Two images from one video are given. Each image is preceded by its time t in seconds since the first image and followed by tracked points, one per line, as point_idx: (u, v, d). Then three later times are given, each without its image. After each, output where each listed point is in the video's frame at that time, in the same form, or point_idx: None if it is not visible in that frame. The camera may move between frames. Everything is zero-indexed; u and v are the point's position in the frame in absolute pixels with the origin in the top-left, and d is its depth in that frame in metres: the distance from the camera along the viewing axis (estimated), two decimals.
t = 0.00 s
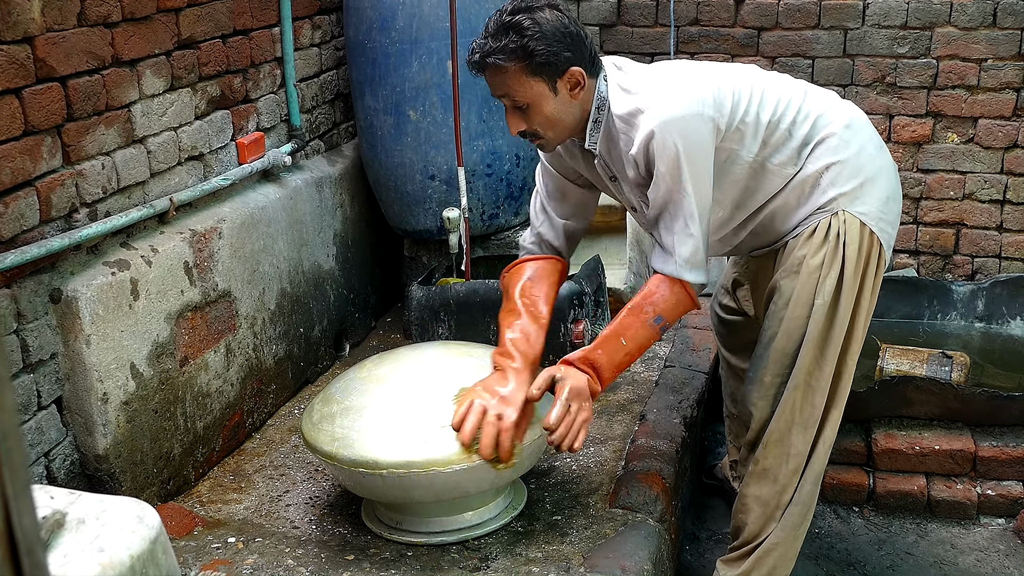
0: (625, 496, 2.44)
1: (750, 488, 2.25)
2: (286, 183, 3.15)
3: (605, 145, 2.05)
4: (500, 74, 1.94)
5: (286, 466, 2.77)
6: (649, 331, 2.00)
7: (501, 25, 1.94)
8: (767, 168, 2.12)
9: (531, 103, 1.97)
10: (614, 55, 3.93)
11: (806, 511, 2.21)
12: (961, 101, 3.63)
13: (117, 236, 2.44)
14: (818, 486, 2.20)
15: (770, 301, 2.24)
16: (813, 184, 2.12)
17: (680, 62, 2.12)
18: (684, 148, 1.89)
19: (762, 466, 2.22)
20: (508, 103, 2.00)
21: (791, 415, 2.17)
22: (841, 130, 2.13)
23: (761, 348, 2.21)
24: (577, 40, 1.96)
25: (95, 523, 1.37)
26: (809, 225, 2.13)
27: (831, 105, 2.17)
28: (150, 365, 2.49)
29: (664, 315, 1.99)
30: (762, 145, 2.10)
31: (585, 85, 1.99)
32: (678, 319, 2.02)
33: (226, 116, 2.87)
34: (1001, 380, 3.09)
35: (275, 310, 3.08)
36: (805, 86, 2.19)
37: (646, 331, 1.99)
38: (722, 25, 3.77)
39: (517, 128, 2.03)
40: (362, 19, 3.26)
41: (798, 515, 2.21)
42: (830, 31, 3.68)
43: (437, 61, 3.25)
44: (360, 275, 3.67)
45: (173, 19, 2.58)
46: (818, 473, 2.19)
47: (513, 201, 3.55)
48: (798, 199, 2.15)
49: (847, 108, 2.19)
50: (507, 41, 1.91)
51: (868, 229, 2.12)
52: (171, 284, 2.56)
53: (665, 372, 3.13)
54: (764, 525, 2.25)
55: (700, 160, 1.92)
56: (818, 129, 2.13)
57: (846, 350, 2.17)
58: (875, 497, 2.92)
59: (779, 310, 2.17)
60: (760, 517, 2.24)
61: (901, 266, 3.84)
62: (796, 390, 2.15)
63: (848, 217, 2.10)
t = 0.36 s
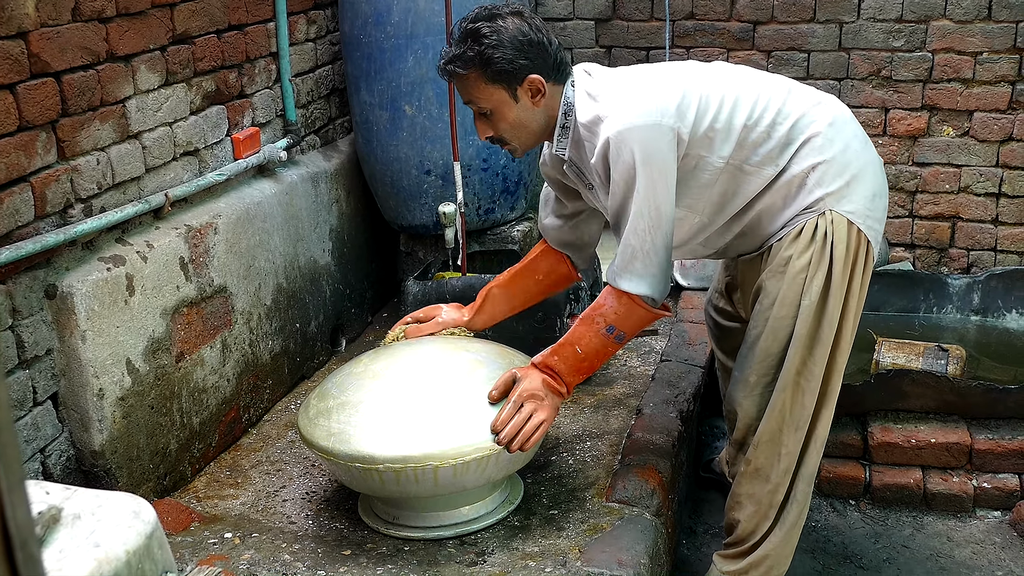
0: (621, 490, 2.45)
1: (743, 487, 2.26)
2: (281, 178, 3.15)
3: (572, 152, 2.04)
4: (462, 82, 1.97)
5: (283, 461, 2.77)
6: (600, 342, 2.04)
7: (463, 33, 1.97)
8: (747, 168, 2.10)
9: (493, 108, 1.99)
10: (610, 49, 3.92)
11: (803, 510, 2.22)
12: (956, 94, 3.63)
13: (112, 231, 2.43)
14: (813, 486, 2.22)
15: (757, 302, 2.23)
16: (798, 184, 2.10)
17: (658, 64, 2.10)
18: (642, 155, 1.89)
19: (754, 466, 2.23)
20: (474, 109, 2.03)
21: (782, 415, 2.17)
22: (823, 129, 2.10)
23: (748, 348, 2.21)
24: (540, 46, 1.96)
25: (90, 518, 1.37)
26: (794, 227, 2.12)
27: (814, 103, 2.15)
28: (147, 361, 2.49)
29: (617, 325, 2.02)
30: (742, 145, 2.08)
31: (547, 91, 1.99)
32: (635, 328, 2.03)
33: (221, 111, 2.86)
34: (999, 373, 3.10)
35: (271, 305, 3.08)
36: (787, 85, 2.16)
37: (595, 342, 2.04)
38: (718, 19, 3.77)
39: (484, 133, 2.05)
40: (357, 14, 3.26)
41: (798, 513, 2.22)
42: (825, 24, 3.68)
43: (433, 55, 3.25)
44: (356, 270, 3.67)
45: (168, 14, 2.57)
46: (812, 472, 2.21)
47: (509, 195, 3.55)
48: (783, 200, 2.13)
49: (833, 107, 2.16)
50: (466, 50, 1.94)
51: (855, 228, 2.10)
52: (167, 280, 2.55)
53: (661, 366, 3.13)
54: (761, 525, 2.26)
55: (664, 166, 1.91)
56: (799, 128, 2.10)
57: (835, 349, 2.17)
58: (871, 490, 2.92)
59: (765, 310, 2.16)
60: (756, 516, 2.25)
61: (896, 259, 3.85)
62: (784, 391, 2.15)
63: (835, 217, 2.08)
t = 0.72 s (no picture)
0: (618, 488, 2.45)
1: (727, 492, 2.27)
2: (278, 175, 3.15)
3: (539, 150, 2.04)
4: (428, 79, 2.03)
5: (280, 459, 2.77)
6: (593, 337, 2.05)
7: (429, 30, 2.01)
8: (714, 170, 2.10)
9: (454, 105, 2.03)
10: (606, 46, 3.92)
11: (789, 518, 2.22)
12: (952, 90, 3.63)
13: (109, 229, 2.43)
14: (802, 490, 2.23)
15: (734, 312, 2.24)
16: (767, 189, 2.10)
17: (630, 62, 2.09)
18: (611, 154, 1.89)
19: (735, 472, 2.24)
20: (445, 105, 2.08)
21: (760, 424, 2.18)
22: (793, 133, 2.09)
23: (725, 359, 2.22)
24: (498, 46, 1.97)
25: (88, 516, 1.37)
26: (768, 234, 2.11)
27: (784, 107, 2.13)
28: (144, 358, 2.49)
29: (607, 321, 2.03)
30: (707, 144, 2.09)
31: (507, 89, 2.00)
32: (628, 321, 2.05)
33: (218, 108, 2.86)
34: (996, 370, 3.09)
35: (268, 303, 3.07)
36: (758, 87, 2.15)
37: (588, 337, 2.05)
38: (714, 16, 3.78)
39: (455, 129, 2.10)
40: (353, 11, 3.26)
41: (785, 520, 2.22)
42: (822, 21, 3.68)
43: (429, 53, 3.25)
44: (353, 268, 3.67)
45: (165, 11, 2.57)
46: (799, 479, 2.21)
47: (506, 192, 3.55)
48: (754, 204, 2.13)
49: (807, 113, 2.15)
50: (427, 50, 1.99)
51: (829, 236, 2.08)
52: (164, 277, 2.55)
53: (658, 363, 3.14)
54: (749, 528, 2.27)
55: (636, 163, 1.91)
56: (769, 131, 2.10)
57: (813, 361, 2.17)
58: (868, 487, 2.93)
59: (740, 322, 2.16)
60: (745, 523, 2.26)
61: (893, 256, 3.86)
62: (760, 400, 2.16)
63: (806, 225, 2.06)
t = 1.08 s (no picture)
0: (617, 486, 2.45)
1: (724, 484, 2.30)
2: (277, 173, 3.15)
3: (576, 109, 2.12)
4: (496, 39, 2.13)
5: (279, 457, 2.77)
6: (586, 308, 2.04)
7: None
8: (720, 153, 2.13)
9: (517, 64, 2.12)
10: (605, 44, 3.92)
11: (788, 517, 2.21)
12: (951, 89, 3.64)
13: (108, 226, 2.43)
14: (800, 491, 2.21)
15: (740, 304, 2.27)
16: (767, 178, 2.11)
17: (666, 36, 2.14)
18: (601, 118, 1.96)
19: (733, 464, 2.27)
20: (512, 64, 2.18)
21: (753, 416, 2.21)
22: (798, 129, 2.06)
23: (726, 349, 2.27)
24: (552, 10, 2.03)
25: (88, 514, 1.37)
26: (765, 222, 2.13)
27: (809, 102, 2.10)
28: (143, 356, 2.49)
29: (600, 290, 2.03)
30: (714, 128, 2.11)
31: (557, 52, 2.07)
32: (621, 292, 2.04)
33: (217, 106, 2.86)
34: (993, 368, 3.10)
35: (267, 301, 3.07)
36: (785, 78, 2.12)
37: (581, 308, 2.04)
38: (713, 14, 3.78)
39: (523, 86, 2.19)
40: (353, 9, 3.26)
41: (783, 519, 2.21)
42: (821, 20, 3.68)
43: (428, 51, 3.24)
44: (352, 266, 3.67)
45: (164, 8, 2.57)
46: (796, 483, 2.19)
47: (505, 190, 3.55)
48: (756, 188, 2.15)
49: (823, 108, 2.10)
50: (494, 12, 2.09)
51: (821, 237, 2.07)
52: (163, 275, 2.55)
53: (658, 361, 3.14)
54: (745, 523, 2.28)
55: (624, 132, 1.95)
56: (777, 122, 2.08)
57: (807, 362, 2.15)
58: (866, 485, 2.94)
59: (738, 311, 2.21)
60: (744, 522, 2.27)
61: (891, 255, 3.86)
62: (754, 393, 2.18)
63: (798, 220, 2.06)
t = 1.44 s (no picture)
0: (616, 483, 2.45)
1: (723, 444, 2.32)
2: (275, 172, 3.15)
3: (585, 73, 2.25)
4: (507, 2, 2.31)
5: (279, 456, 2.77)
6: (545, 243, 2.14)
7: None
8: (709, 109, 2.24)
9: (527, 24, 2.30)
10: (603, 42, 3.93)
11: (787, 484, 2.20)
12: (948, 86, 3.64)
13: (107, 226, 2.43)
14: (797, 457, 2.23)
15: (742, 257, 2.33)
16: (753, 133, 2.20)
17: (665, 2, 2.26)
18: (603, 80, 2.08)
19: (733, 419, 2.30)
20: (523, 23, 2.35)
21: (750, 363, 2.23)
22: (778, 88, 2.16)
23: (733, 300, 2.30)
24: None
25: (89, 513, 1.37)
26: (754, 175, 2.22)
27: (789, 62, 2.20)
28: (142, 356, 2.49)
29: (556, 225, 2.12)
30: (704, 86, 2.22)
31: (566, 14, 2.24)
32: (578, 229, 2.11)
33: (215, 105, 2.86)
34: (991, 364, 3.11)
35: (266, 300, 3.08)
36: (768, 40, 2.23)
37: (542, 242, 2.15)
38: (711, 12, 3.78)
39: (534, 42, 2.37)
40: (350, 8, 3.26)
41: (776, 470, 2.24)
42: (818, 17, 3.69)
43: (426, 49, 3.24)
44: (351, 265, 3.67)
45: (162, 7, 2.57)
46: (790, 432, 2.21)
47: (503, 189, 3.55)
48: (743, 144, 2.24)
49: (802, 70, 2.19)
50: None
51: (806, 185, 2.15)
52: (162, 275, 2.55)
53: (657, 358, 3.15)
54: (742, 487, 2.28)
55: (613, 86, 2.07)
56: (759, 81, 2.18)
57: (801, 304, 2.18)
58: (865, 482, 2.94)
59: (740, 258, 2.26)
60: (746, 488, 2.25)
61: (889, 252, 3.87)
62: (752, 339, 2.21)
63: (783, 170, 2.16)
